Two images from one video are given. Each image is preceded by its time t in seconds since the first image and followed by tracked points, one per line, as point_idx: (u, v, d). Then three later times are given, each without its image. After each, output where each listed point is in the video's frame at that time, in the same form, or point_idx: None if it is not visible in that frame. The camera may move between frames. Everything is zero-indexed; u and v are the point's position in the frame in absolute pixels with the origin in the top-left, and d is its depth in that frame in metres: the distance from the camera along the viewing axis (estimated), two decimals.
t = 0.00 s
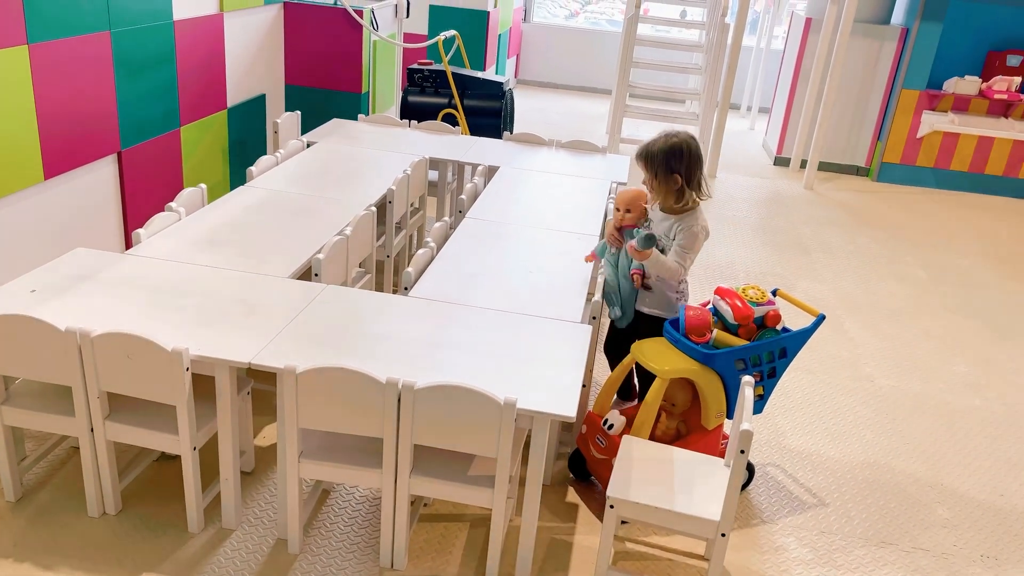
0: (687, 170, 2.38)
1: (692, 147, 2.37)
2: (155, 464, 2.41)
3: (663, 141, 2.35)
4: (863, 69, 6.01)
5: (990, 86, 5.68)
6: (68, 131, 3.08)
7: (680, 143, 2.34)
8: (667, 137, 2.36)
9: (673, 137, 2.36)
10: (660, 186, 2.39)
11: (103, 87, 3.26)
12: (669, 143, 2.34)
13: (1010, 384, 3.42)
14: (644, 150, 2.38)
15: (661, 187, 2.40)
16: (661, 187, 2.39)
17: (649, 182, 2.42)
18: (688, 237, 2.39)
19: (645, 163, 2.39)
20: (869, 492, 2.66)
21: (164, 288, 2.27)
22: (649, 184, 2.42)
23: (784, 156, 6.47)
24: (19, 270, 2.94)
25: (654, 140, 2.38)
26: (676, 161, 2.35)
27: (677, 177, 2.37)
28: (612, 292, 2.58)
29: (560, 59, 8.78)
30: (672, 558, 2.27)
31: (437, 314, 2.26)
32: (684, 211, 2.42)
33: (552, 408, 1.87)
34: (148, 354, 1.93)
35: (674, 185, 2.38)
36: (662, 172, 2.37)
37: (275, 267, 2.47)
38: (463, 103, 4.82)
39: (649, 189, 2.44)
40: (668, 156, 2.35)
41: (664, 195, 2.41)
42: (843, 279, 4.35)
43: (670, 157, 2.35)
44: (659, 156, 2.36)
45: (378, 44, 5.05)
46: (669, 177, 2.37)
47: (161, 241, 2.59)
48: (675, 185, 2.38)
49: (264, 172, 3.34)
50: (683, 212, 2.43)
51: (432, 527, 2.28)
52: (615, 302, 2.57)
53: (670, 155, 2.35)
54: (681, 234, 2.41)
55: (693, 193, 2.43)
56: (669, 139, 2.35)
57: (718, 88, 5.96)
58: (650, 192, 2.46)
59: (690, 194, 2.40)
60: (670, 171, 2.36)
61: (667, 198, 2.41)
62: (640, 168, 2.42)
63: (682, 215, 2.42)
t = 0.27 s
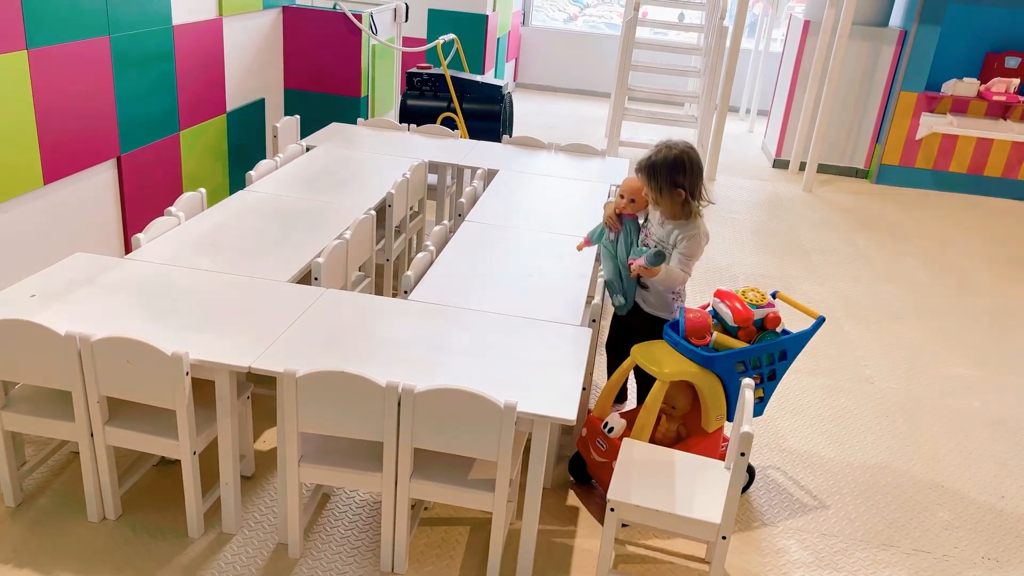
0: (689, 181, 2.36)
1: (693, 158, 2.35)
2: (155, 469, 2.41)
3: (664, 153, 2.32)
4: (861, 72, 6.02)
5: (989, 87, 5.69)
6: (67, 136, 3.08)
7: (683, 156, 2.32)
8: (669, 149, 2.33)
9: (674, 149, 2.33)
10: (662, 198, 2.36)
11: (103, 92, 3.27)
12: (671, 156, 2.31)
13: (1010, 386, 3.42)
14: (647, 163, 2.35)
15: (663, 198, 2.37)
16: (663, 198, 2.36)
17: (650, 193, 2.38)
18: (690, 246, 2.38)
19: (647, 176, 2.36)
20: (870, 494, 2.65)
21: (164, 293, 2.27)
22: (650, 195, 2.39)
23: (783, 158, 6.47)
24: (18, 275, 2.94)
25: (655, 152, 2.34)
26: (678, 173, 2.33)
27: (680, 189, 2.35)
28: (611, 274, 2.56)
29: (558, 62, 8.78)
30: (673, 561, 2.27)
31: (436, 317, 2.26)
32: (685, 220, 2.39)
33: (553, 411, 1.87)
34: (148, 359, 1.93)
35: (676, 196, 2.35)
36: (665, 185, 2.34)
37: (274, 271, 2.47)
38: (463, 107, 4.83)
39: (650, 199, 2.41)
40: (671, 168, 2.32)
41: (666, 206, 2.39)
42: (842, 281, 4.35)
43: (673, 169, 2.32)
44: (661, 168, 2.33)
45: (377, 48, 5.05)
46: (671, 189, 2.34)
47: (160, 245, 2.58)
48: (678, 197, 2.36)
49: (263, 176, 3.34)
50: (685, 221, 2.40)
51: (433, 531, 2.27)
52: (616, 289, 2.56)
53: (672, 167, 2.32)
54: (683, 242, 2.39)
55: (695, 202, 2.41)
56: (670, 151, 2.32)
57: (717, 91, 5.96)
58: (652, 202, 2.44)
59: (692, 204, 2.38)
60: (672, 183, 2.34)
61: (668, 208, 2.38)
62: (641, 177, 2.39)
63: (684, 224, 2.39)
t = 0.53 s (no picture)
0: (694, 190, 2.36)
1: (700, 167, 2.36)
2: (155, 475, 2.41)
3: (672, 158, 2.34)
4: (859, 74, 6.03)
5: (987, 89, 5.71)
6: (66, 142, 3.08)
7: (689, 162, 2.34)
8: (676, 154, 2.35)
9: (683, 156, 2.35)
10: (666, 203, 2.37)
11: (102, 98, 3.27)
12: (680, 161, 2.33)
13: (1010, 387, 3.42)
14: (654, 167, 2.37)
15: (666, 203, 2.37)
16: (666, 201, 2.36)
17: (654, 196, 2.39)
18: (688, 254, 2.38)
19: (653, 180, 2.36)
20: (871, 496, 2.65)
21: (163, 299, 2.27)
22: (654, 200, 2.40)
23: (782, 161, 6.48)
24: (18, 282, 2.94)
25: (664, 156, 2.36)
26: (684, 180, 2.34)
27: (685, 196, 2.35)
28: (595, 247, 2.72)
29: (557, 66, 8.79)
30: (674, 565, 2.27)
31: (437, 321, 2.26)
32: (686, 228, 2.39)
33: (553, 415, 1.87)
34: (148, 365, 1.93)
35: (679, 202, 2.36)
36: (670, 190, 2.34)
37: (274, 276, 2.47)
38: (461, 111, 4.82)
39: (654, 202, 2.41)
40: (677, 173, 2.34)
41: (668, 212, 2.38)
42: (842, 284, 4.35)
43: (679, 175, 2.33)
44: (667, 171, 2.34)
45: (376, 52, 5.06)
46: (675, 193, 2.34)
47: (160, 251, 2.58)
48: (682, 204, 2.36)
49: (262, 181, 3.34)
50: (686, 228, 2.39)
51: (434, 536, 2.27)
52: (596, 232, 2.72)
53: (679, 173, 2.34)
54: (682, 249, 2.38)
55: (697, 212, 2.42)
56: (679, 157, 2.34)
57: (715, 94, 5.97)
58: (654, 207, 2.43)
59: (695, 213, 2.39)
60: (677, 189, 2.34)
61: (670, 213, 2.38)
62: (645, 180, 2.40)
63: (685, 231, 2.38)
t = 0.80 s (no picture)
0: (683, 192, 2.40)
1: (690, 169, 2.39)
2: (155, 484, 2.40)
3: (662, 157, 2.38)
4: (856, 78, 6.05)
5: (983, 92, 5.73)
6: (65, 151, 3.09)
7: (679, 163, 2.37)
8: (667, 155, 2.38)
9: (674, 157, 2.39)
10: (654, 202, 2.41)
11: (100, 107, 3.28)
12: (670, 161, 2.36)
13: (1010, 389, 3.42)
14: (644, 166, 2.40)
15: (654, 202, 2.41)
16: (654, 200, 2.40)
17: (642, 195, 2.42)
18: (673, 254, 2.41)
19: (642, 179, 2.40)
20: (872, 500, 2.65)
21: (162, 307, 2.27)
22: (642, 198, 2.43)
23: (780, 165, 6.49)
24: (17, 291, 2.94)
25: (654, 156, 2.39)
26: (673, 180, 2.37)
27: (673, 196, 2.39)
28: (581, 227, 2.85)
29: (554, 72, 8.81)
30: (675, 570, 2.26)
31: (437, 328, 2.26)
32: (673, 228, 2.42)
33: (553, 421, 1.87)
34: (148, 373, 1.93)
35: (666, 201, 2.39)
36: (659, 188, 2.38)
37: (273, 283, 2.48)
38: (460, 118, 4.84)
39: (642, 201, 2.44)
40: (667, 173, 2.37)
41: (655, 211, 2.42)
42: (840, 287, 4.36)
43: (668, 175, 2.37)
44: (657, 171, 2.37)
45: (374, 60, 5.07)
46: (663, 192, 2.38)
47: (159, 259, 2.59)
48: (669, 203, 2.39)
49: (261, 189, 3.34)
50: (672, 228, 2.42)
51: (434, 543, 2.27)
52: (584, 207, 2.84)
53: (668, 173, 2.37)
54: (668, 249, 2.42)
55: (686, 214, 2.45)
56: (669, 157, 2.37)
57: (712, 99, 5.99)
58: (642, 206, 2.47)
59: (683, 214, 2.42)
60: (666, 188, 2.38)
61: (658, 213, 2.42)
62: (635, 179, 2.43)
63: (672, 231, 2.42)
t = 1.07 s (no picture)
0: (644, 183, 2.46)
1: (650, 161, 2.44)
2: (154, 498, 2.39)
3: (623, 152, 2.42)
4: (850, 84, 6.07)
5: (977, 96, 5.72)
6: (62, 166, 3.09)
7: (641, 156, 2.42)
8: (627, 149, 2.42)
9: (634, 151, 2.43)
10: (619, 196, 2.46)
11: (96, 121, 3.28)
12: (631, 156, 2.40)
13: (1010, 392, 3.42)
14: (606, 162, 2.43)
15: (619, 196, 2.46)
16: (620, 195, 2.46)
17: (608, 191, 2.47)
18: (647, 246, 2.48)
19: (606, 176, 2.44)
20: (874, 505, 2.64)
21: (160, 321, 2.26)
22: (608, 195, 2.48)
23: (776, 171, 6.50)
24: (15, 306, 2.93)
25: (614, 151, 2.42)
26: (637, 173, 2.43)
27: (636, 188, 2.44)
28: (556, 243, 2.79)
29: (550, 81, 8.84)
30: None
31: (435, 338, 2.26)
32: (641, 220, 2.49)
33: (554, 429, 1.87)
34: (147, 387, 1.92)
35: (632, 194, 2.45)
36: (621, 183, 2.43)
37: (271, 295, 2.47)
38: (456, 127, 4.84)
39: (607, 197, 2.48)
40: (630, 167, 2.42)
41: (622, 206, 2.48)
42: (839, 292, 4.36)
43: (630, 169, 2.42)
44: (620, 166, 2.42)
45: (370, 72, 5.09)
46: (628, 186, 2.44)
47: (157, 273, 2.59)
48: (634, 197, 2.46)
49: (258, 201, 3.34)
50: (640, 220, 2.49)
51: (436, 554, 2.26)
52: (553, 229, 2.79)
53: (630, 167, 2.42)
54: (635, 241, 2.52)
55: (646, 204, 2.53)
56: (629, 151, 2.41)
57: (708, 106, 6.01)
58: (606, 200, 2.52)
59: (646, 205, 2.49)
60: (629, 183, 2.43)
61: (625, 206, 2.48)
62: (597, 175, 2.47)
63: (638, 223, 2.49)
